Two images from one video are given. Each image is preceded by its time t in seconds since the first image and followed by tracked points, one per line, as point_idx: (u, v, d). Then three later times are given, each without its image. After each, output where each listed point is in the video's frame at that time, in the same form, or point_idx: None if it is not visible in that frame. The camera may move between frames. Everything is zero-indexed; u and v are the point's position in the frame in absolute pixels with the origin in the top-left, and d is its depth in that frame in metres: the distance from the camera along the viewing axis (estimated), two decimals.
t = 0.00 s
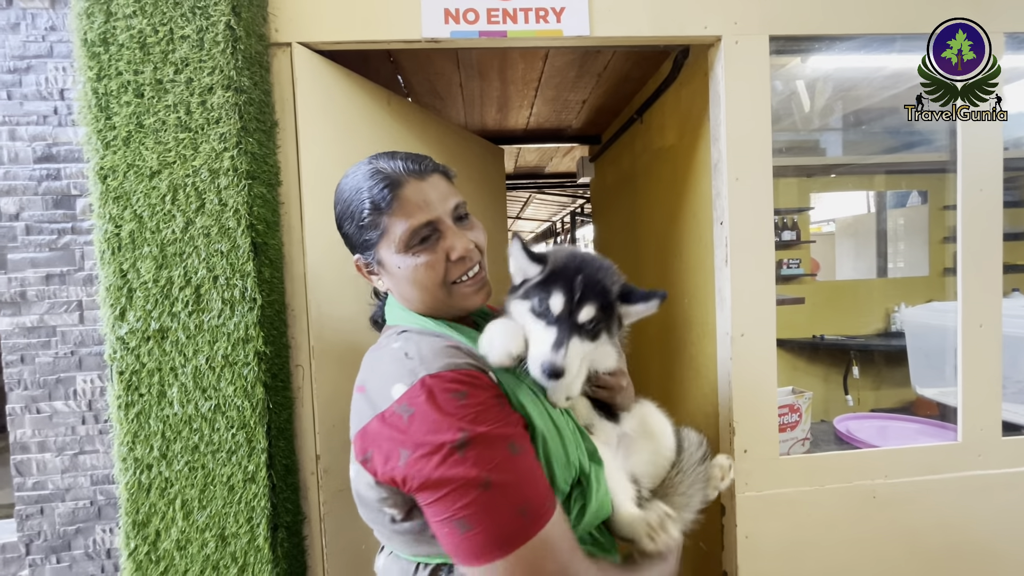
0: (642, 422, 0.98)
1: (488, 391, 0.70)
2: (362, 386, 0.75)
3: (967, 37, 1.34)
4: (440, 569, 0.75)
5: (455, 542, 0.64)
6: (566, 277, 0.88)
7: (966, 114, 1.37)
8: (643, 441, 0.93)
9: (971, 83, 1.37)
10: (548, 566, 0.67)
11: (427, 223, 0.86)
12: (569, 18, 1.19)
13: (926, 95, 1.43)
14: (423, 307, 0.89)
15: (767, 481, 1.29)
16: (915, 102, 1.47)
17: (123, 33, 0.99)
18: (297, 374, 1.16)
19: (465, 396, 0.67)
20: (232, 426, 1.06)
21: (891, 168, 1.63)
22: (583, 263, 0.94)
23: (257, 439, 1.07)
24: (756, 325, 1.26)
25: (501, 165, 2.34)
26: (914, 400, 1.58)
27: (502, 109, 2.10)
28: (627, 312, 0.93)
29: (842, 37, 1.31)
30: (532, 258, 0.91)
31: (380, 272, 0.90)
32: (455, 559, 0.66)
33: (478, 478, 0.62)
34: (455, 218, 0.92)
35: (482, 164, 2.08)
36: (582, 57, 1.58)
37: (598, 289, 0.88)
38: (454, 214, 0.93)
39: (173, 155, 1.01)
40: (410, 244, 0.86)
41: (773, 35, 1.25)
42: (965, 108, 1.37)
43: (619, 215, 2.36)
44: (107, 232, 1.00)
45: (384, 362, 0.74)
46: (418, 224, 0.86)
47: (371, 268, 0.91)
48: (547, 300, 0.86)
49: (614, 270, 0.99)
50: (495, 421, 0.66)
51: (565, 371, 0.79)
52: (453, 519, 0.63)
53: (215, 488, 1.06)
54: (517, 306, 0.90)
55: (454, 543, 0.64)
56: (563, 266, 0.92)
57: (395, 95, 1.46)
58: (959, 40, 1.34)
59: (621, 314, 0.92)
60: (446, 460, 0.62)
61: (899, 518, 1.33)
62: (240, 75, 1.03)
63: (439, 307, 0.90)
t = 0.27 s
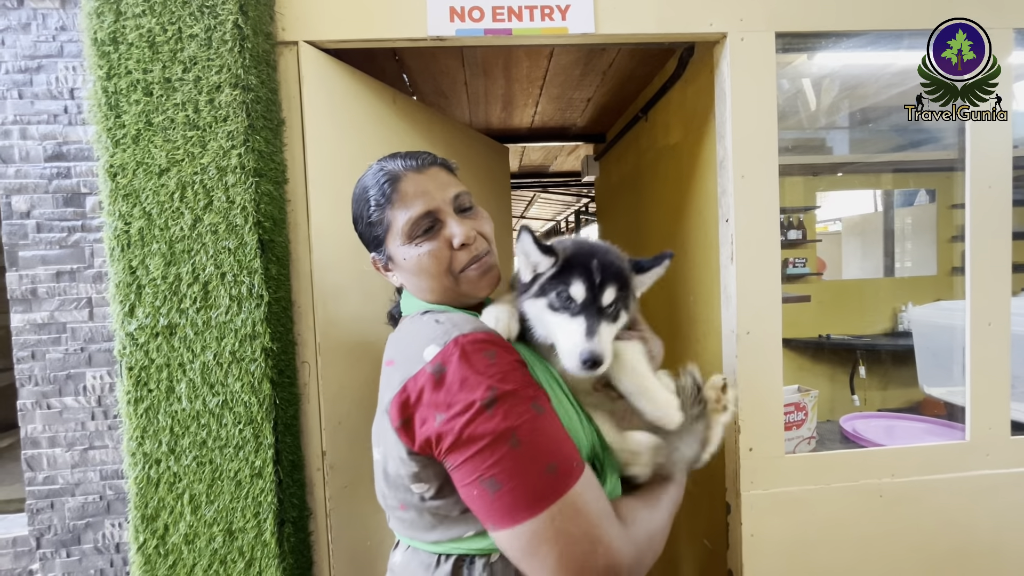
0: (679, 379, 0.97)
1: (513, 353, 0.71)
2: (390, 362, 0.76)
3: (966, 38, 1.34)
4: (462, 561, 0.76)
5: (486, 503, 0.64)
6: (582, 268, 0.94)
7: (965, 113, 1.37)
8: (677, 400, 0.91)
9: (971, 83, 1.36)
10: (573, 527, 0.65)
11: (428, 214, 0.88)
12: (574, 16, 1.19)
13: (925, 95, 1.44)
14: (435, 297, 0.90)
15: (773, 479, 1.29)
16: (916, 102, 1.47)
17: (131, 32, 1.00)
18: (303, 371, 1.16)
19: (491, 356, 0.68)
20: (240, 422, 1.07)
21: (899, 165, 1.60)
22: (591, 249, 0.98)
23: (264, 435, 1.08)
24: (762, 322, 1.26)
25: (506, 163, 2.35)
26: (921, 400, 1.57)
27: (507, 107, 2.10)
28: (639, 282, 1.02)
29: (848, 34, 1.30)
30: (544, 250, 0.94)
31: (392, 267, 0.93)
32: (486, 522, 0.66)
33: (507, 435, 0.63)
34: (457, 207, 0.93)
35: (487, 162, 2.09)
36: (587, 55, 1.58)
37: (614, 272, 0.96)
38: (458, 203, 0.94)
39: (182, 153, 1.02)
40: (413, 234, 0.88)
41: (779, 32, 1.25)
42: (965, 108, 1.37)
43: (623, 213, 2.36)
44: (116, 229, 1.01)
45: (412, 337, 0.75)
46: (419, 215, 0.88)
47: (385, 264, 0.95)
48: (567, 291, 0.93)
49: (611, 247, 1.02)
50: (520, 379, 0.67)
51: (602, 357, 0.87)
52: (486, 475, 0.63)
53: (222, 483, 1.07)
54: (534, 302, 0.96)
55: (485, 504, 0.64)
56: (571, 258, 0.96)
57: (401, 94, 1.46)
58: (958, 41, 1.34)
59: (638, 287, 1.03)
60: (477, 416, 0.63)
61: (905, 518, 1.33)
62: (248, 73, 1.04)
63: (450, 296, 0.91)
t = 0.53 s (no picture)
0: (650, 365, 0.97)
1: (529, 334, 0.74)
2: (407, 353, 0.79)
3: (966, 39, 1.33)
4: (478, 549, 0.76)
5: (515, 476, 0.67)
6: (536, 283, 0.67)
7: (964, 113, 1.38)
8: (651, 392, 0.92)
9: (971, 83, 1.36)
10: (595, 496, 0.69)
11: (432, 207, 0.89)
12: (578, 15, 1.19)
13: (926, 96, 1.44)
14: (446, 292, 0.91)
15: (777, 478, 1.29)
16: (916, 102, 1.47)
17: (140, 33, 1.01)
18: (309, 369, 1.17)
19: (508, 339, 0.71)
20: (247, 419, 1.08)
21: (905, 165, 1.57)
22: (565, 258, 0.71)
23: (270, 432, 1.08)
24: (767, 321, 1.26)
25: (510, 163, 2.35)
26: (928, 400, 1.56)
27: (511, 107, 2.10)
28: (618, 329, 0.68)
29: (854, 32, 1.29)
30: (502, 255, 0.66)
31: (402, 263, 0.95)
32: (515, 497, 0.69)
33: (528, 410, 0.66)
34: (463, 202, 0.94)
35: (491, 161, 2.09)
36: (591, 54, 1.58)
37: (579, 295, 0.67)
38: (464, 199, 0.95)
39: (189, 152, 1.03)
40: (421, 229, 0.89)
41: (785, 30, 1.25)
42: (965, 108, 1.38)
43: (628, 213, 2.36)
44: (125, 228, 1.02)
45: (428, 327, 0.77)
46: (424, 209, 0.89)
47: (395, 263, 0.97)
48: (514, 308, 0.67)
49: (608, 264, 0.74)
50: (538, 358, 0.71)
51: (529, 398, 0.62)
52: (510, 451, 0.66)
53: (229, 479, 1.08)
54: (484, 309, 0.71)
55: (514, 477, 0.67)
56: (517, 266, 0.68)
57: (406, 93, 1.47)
58: (959, 41, 1.34)
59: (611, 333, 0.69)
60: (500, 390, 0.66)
61: (911, 519, 1.32)
62: (254, 73, 1.05)
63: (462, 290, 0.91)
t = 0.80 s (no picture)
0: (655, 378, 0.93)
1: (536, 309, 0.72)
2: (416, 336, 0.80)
3: (966, 40, 1.33)
4: (479, 546, 0.77)
5: (514, 446, 0.63)
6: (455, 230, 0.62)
7: (964, 113, 1.40)
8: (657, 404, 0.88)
9: (972, 83, 1.36)
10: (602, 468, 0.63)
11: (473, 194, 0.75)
12: (583, 17, 1.19)
13: (926, 96, 1.42)
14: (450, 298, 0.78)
15: (782, 479, 1.29)
16: (915, 102, 1.44)
17: (150, 37, 1.02)
18: (315, 368, 1.18)
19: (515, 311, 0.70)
20: (254, 418, 1.09)
21: (911, 165, 1.56)
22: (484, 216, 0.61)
23: (277, 431, 1.10)
24: (772, 322, 1.26)
25: (515, 163, 2.35)
26: (934, 401, 1.54)
27: (516, 107, 2.10)
28: (528, 275, 0.53)
29: (858, 32, 1.29)
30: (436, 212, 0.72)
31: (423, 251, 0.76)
32: (515, 472, 0.65)
33: (530, 376, 0.63)
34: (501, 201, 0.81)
35: (495, 162, 2.10)
36: (596, 55, 1.58)
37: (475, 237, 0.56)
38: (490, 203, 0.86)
39: (198, 154, 1.04)
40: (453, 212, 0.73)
41: (790, 31, 1.25)
42: (966, 108, 1.39)
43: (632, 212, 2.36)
44: (134, 229, 1.04)
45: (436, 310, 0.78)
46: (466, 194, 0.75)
47: (418, 246, 0.77)
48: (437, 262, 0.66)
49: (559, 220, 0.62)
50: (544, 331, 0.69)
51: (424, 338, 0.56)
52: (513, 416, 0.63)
53: (236, 477, 1.10)
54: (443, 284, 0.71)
55: (514, 447, 0.63)
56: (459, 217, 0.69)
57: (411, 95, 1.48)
58: (959, 41, 1.34)
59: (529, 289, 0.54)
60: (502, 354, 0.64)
61: (916, 520, 1.32)
62: (262, 76, 1.06)
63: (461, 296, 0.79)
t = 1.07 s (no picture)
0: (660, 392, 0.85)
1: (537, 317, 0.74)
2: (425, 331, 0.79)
3: (966, 40, 1.33)
4: (486, 550, 0.77)
5: (535, 444, 0.63)
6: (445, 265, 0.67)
7: (965, 113, 1.40)
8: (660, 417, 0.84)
9: (972, 83, 1.36)
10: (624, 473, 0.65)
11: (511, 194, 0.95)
12: (587, 19, 1.20)
13: (926, 96, 1.43)
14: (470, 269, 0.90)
15: (785, 481, 1.29)
16: (915, 102, 1.45)
17: (157, 41, 1.04)
18: (320, 369, 1.19)
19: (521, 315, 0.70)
20: (260, 418, 1.10)
21: (917, 165, 1.53)
22: (472, 242, 0.68)
23: (283, 431, 1.11)
24: (775, 323, 1.26)
25: (518, 164, 2.36)
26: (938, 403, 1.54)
27: (519, 108, 2.11)
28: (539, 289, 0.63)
29: (863, 33, 1.29)
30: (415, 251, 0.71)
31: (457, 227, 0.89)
32: (531, 471, 0.64)
33: (548, 376, 0.65)
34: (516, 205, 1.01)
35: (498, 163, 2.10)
36: (599, 56, 1.58)
37: (479, 271, 0.64)
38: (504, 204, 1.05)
39: (205, 158, 1.05)
40: (492, 204, 0.93)
41: (794, 33, 1.24)
42: (966, 108, 1.39)
43: (636, 213, 2.35)
44: (142, 231, 1.05)
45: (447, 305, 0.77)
46: (505, 191, 0.94)
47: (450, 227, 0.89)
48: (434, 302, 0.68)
49: (537, 223, 0.70)
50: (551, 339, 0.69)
51: (459, 382, 0.60)
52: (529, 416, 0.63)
53: (242, 477, 1.11)
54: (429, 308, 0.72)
55: (534, 445, 0.63)
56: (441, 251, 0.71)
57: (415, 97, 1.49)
58: (959, 41, 1.33)
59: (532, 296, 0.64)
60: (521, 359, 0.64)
61: (920, 522, 1.31)
62: (268, 80, 1.07)
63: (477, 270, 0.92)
